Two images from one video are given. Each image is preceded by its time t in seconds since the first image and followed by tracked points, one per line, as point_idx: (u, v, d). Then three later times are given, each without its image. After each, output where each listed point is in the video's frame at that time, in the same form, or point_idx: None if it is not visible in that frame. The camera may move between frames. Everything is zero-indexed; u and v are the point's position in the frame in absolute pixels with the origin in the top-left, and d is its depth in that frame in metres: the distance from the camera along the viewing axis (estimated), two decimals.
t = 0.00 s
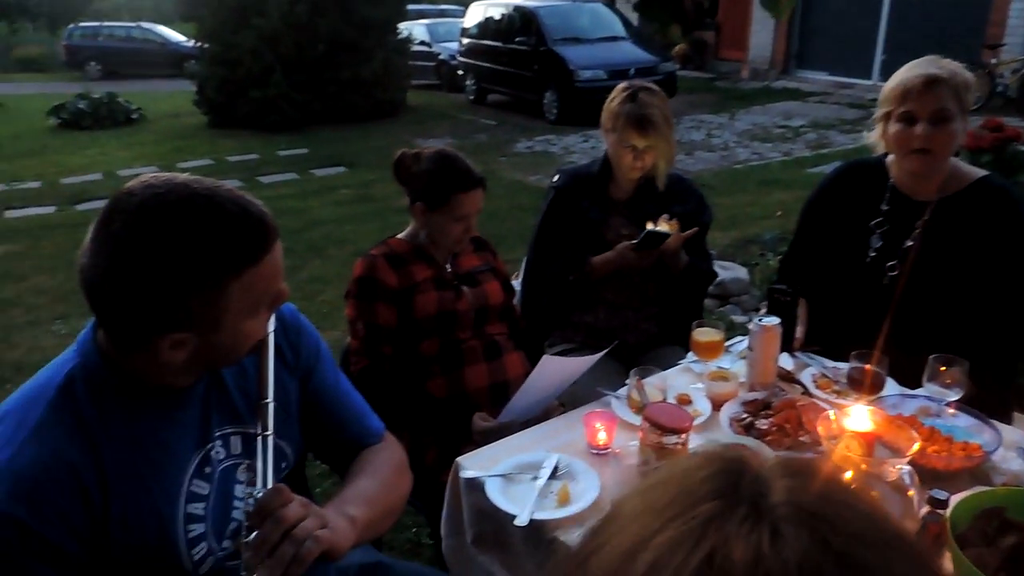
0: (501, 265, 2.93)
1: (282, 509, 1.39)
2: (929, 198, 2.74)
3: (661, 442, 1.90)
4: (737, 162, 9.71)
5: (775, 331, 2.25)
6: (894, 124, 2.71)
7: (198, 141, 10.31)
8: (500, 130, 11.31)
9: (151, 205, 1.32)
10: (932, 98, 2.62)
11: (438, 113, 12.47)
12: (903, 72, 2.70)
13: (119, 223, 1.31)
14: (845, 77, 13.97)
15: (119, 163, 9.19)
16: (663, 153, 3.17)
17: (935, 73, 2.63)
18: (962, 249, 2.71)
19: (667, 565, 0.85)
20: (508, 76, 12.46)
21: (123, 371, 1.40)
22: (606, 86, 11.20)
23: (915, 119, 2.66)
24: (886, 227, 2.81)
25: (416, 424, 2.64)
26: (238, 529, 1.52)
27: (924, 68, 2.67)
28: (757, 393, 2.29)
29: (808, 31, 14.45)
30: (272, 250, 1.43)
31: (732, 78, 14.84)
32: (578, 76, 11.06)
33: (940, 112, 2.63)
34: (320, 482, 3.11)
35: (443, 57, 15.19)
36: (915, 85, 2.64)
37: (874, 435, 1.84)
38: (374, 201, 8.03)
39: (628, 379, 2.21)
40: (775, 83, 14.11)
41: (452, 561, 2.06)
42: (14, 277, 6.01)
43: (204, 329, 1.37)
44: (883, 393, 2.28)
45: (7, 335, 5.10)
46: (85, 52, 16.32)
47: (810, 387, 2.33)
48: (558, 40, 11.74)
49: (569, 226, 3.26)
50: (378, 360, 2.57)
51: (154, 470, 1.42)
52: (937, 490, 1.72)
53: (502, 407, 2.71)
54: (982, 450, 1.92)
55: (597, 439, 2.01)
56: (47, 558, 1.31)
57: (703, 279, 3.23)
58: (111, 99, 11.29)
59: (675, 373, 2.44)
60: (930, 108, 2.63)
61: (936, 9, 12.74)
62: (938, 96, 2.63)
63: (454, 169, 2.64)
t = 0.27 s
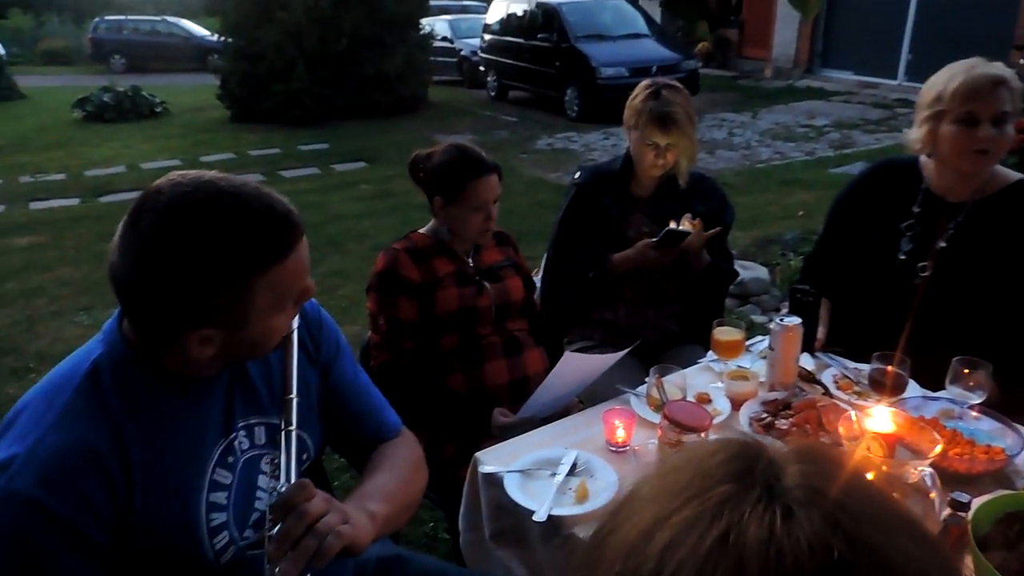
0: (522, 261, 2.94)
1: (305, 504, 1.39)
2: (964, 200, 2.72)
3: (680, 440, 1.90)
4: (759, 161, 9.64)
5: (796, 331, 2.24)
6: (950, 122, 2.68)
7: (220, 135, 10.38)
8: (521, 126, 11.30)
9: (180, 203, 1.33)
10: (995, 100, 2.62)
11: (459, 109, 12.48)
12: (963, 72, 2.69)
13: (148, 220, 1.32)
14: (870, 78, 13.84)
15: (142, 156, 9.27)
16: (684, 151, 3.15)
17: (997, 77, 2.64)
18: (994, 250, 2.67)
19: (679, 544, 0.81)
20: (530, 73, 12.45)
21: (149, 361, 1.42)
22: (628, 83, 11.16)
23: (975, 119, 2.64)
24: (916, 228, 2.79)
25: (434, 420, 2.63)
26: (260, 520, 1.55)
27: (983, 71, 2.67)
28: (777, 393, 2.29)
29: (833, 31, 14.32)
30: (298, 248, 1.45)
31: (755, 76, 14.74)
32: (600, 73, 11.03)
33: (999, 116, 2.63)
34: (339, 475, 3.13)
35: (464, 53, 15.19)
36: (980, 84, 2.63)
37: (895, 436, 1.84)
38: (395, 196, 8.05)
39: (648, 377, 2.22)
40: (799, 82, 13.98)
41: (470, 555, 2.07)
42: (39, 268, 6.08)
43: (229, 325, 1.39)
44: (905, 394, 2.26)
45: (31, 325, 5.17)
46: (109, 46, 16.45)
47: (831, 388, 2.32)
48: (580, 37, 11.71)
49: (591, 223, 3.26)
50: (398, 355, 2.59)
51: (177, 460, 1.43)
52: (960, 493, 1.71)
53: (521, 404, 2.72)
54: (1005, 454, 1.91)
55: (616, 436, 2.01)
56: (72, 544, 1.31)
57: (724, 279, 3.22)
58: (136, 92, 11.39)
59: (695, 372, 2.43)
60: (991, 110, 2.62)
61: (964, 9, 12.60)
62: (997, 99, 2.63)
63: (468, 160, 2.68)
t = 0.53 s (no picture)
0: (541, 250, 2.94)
1: (327, 479, 1.41)
2: (1007, 196, 2.65)
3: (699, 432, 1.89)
4: (781, 153, 9.55)
5: (818, 323, 2.23)
6: (1000, 123, 2.54)
7: (242, 126, 10.43)
8: (541, 118, 11.26)
9: (200, 182, 1.33)
10: None
11: (478, 100, 12.45)
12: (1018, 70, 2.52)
13: (168, 201, 1.32)
14: (895, 70, 13.68)
15: (165, 147, 9.34)
16: (706, 142, 3.14)
17: None
18: None
19: (685, 519, 0.75)
20: (550, 64, 12.40)
21: (172, 344, 1.43)
22: (649, 75, 11.09)
23: None
24: (956, 225, 2.75)
25: (454, 408, 2.65)
26: (283, 500, 1.56)
27: None
28: (799, 384, 2.27)
29: (858, 22, 14.15)
30: (316, 228, 1.45)
31: (778, 67, 14.59)
32: (621, 65, 10.97)
33: None
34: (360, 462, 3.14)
35: (485, 45, 15.15)
36: None
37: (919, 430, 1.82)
38: (414, 187, 8.06)
39: (668, 367, 2.21)
40: (823, 74, 13.82)
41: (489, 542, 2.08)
42: (63, 257, 6.16)
43: (250, 306, 1.40)
44: (928, 388, 2.24)
45: (56, 313, 5.24)
46: (132, 37, 16.57)
47: (854, 380, 2.31)
48: (601, 28, 11.64)
49: (611, 213, 3.24)
50: (416, 346, 2.60)
51: (197, 439, 1.44)
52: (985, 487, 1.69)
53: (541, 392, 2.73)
54: None
55: (635, 426, 2.01)
56: (98, 523, 1.33)
57: (746, 272, 3.20)
58: (158, 84, 11.48)
59: (715, 362, 2.43)
60: None
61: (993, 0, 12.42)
62: None
63: (478, 145, 2.72)
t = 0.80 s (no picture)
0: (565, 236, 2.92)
1: (355, 457, 1.41)
2: None
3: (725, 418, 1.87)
4: (808, 140, 9.43)
5: (847, 311, 2.20)
6: None
7: (267, 113, 10.47)
8: (565, 104, 11.20)
9: (231, 161, 1.34)
10: None
11: (502, 86, 12.41)
12: None
13: (200, 179, 1.33)
14: (927, 54, 13.44)
15: (191, 133, 9.41)
16: (733, 126, 3.10)
17: None
18: None
19: (714, 495, 0.74)
20: (573, 49, 12.32)
21: (202, 324, 1.44)
22: (674, 60, 10.99)
23: None
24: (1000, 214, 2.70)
25: (477, 393, 2.65)
26: (310, 479, 1.57)
27: None
28: (827, 372, 2.25)
29: (888, 6, 13.91)
30: (345, 207, 1.45)
31: (805, 52, 14.38)
32: (646, 49, 10.87)
33: None
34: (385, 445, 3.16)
35: (508, 30, 15.07)
36: None
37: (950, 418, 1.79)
38: (438, 173, 8.06)
39: (694, 353, 2.19)
40: (852, 59, 13.61)
41: (512, 526, 2.09)
42: (92, 241, 6.23)
43: (279, 285, 1.40)
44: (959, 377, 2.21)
45: (85, 297, 5.31)
46: (158, 24, 16.66)
47: (883, 368, 2.28)
48: (626, 13, 11.54)
49: (637, 198, 3.21)
50: (440, 332, 2.60)
51: (226, 417, 1.45)
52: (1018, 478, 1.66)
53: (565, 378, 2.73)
54: None
55: (660, 413, 2.00)
56: (130, 500, 1.34)
57: (773, 258, 3.17)
58: (184, 70, 11.55)
59: (742, 350, 2.41)
60: None
61: None
62: None
63: (498, 128, 2.71)
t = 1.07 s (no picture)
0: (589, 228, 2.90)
1: (381, 446, 1.41)
2: None
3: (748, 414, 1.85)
4: (836, 134, 9.31)
5: (875, 307, 2.16)
6: None
7: (292, 100, 10.50)
8: (590, 94, 11.14)
9: (267, 146, 1.35)
10: None
11: (526, 76, 12.35)
12: None
13: (236, 161, 1.34)
14: (958, 49, 13.22)
15: (216, 119, 9.46)
16: (761, 119, 3.06)
17: None
18: None
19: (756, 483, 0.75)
20: (599, 40, 12.24)
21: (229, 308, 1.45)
22: (700, 52, 10.88)
23: None
24: None
25: (499, 383, 2.65)
26: (333, 467, 1.57)
27: None
28: (852, 369, 2.22)
29: None
30: (375, 195, 1.45)
31: (835, 45, 14.18)
32: (672, 41, 10.77)
33: None
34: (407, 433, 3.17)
35: (534, 19, 15.00)
36: None
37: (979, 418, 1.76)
38: (461, 162, 8.05)
39: (717, 348, 2.17)
40: (881, 53, 13.41)
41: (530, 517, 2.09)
42: (118, 225, 6.29)
43: (308, 271, 1.40)
44: (986, 377, 2.17)
45: (111, 280, 5.36)
46: (185, 9, 16.72)
47: (909, 366, 2.24)
48: (653, 3, 11.45)
49: (662, 190, 3.18)
50: (462, 321, 2.60)
51: (254, 400, 1.46)
52: None
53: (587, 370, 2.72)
54: None
55: (682, 406, 1.99)
56: (155, 482, 1.34)
57: (798, 254, 3.15)
58: (210, 56, 11.60)
59: (765, 345, 2.38)
60: None
61: None
62: None
63: (526, 118, 2.70)
